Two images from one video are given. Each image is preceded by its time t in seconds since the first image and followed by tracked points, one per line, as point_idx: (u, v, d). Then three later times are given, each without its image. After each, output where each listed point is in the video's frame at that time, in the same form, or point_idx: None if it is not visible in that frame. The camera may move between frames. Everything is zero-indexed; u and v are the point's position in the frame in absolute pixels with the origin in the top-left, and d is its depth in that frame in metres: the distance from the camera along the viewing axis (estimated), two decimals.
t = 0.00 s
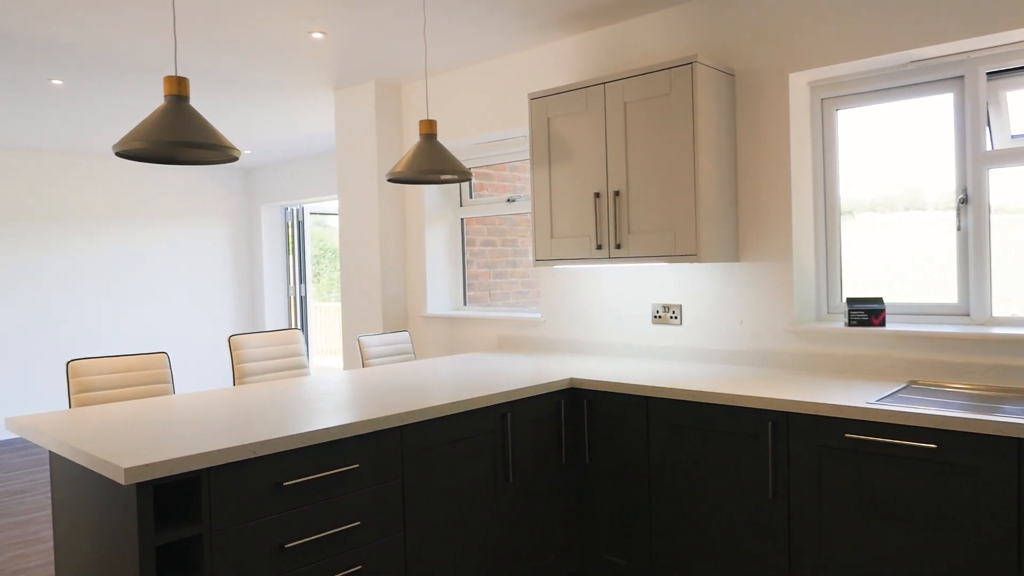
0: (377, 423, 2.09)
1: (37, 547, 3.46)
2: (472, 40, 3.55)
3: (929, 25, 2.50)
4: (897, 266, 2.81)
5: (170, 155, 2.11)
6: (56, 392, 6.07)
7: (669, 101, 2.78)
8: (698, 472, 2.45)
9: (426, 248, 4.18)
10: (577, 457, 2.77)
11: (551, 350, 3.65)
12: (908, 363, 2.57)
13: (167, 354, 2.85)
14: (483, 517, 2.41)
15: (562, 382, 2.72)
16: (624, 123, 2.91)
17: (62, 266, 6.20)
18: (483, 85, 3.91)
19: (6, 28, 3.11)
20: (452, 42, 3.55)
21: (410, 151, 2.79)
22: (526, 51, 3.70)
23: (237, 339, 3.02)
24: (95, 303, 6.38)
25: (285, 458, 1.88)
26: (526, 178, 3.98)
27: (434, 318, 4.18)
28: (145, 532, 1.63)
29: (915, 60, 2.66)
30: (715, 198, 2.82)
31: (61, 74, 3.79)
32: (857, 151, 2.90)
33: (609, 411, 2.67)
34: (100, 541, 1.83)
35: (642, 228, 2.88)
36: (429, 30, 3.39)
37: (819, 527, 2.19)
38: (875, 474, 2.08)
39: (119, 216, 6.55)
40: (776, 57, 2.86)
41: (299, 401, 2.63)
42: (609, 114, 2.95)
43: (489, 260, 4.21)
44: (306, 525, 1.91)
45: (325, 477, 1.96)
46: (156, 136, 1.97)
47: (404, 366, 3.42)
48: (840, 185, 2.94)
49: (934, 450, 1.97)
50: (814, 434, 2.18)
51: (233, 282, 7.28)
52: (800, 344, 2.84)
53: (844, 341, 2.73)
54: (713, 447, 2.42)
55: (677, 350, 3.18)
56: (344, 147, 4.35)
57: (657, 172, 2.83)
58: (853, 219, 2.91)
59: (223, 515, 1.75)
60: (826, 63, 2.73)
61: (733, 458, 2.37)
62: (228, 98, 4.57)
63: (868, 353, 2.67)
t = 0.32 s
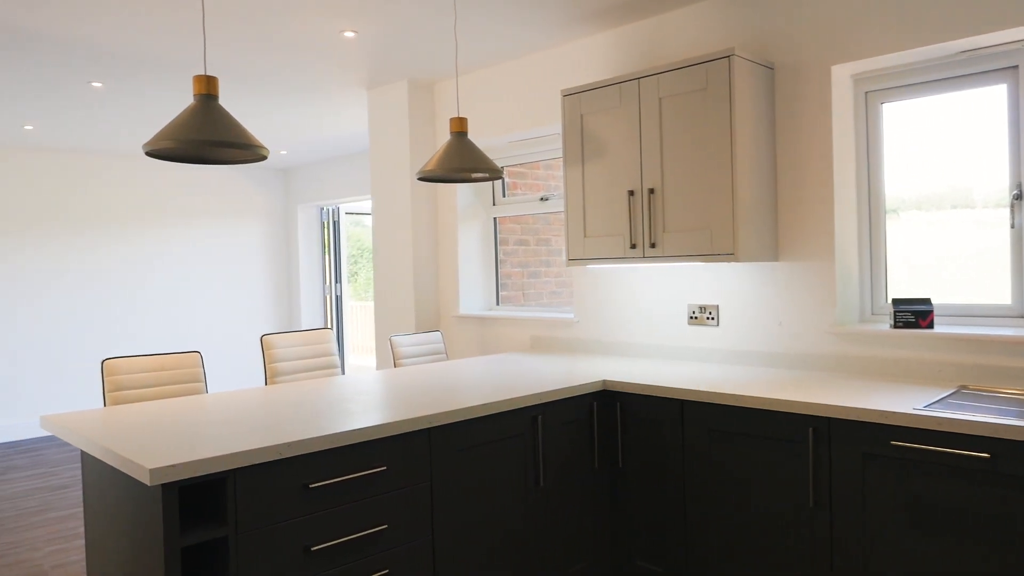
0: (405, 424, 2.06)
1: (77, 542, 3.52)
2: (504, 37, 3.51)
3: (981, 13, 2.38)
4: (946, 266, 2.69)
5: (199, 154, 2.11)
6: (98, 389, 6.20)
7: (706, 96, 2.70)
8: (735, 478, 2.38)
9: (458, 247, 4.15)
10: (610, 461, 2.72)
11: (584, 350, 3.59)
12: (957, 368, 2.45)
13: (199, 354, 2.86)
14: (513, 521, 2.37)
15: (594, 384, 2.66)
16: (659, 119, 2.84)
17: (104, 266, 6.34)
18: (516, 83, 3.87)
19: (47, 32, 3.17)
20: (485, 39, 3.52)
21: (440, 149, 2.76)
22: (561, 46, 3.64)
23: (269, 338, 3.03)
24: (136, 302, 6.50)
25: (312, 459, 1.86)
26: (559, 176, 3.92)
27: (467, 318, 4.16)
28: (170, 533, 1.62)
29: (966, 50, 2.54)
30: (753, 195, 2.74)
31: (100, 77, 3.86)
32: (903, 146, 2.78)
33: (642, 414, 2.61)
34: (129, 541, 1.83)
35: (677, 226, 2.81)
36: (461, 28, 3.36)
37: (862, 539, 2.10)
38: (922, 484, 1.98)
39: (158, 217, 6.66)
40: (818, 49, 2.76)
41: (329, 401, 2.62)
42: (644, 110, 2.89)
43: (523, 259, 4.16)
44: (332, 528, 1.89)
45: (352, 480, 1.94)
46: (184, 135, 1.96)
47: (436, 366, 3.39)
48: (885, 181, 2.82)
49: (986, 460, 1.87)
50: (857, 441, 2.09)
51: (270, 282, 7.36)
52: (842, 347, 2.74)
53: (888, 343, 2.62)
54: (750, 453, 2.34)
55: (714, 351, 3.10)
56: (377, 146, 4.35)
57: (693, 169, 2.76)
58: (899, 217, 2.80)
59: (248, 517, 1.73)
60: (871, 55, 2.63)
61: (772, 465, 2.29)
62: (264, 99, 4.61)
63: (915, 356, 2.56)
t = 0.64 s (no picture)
0: (433, 428, 2.02)
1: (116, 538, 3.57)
2: (538, 34, 3.45)
3: None
4: (1001, 266, 2.56)
5: (229, 155, 2.10)
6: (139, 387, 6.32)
7: (746, 90, 2.61)
8: (775, 487, 2.29)
9: (492, 247, 4.11)
10: (646, 467, 2.65)
11: (619, 352, 3.52)
12: (1014, 374, 2.33)
13: (233, 355, 2.87)
14: (545, 527, 2.32)
15: (629, 388, 2.60)
16: (697, 115, 2.77)
17: (145, 265, 6.46)
18: (550, 80, 3.81)
19: (86, 37, 3.22)
20: (519, 36, 3.47)
21: (472, 148, 2.72)
22: (597, 43, 3.57)
23: (302, 339, 3.03)
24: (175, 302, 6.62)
25: (339, 463, 1.83)
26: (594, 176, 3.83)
27: (500, 319, 4.12)
28: (195, 537, 1.60)
29: None
30: (795, 193, 2.64)
31: (140, 80, 3.92)
32: (955, 141, 2.65)
33: (678, 419, 2.54)
34: (159, 543, 1.83)
35: (715, 226, 2.73)
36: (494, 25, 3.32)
37: (910, 553, 2.00)
38: (975, 498, 1.88)
39: (199, 219, 6.78)
40: (864, 40, 2.65)
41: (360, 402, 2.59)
42: (681, 105, 2.81)
43: (557, 259, 4.09)
44: (359, 534, 1.86)
45: (381, 484, 1.91)
46: (213, 136, 1.95)
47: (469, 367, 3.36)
48: (935, 178, 2.70)
49: None
50: (905, 450, 1.99)
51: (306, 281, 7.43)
52: (889, 351, 2.63)
53: (939, 347, 2.50)
54: (792, 461, 2.25)
55: (754, 355, 3.01)
56: (412, 146, 4.33)
57: (732, 166, 2.67)
58: (950, 215, 2.67)
59: (276, 521, 1.71)
60: (921, 45, 2.51)
61: (814, 474, 2.20)
62: (300, 100, 4.63)
63: (967, 361, 2.43)
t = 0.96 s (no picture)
0: (461, 433, 1.98)
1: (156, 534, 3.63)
2: (572, 31, 3.39)
3: None
4: None
5: (258, 155, 2.09)
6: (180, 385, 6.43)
7: (787, 85, 2.52)
8: (817, 498, 2.20)
9: (526, 248, 4.07)
10: (683, 474, 2.57)
11: (656, 355, 3.45)
12: None
13: (266, 355, 2.87)
14: (577, 535, 2.26)
15: (665, 393, 2.53)
16: (735, 111, 2.68)
17: (186, 265, 6.58)
18: (585, 78, 3.75)
19: (124, 41, 3.26)
20: (553, 34, 3.41)
21: (504, 147, 2.67)
22: (633, 38, 3.50)
23: (334, 340, 3.03)
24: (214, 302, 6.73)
25: (366, 468, 1.80)
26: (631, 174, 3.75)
27: (534, 320, 4.07)
28: (221, 543, 1.59)
29: None
30: (838, 191, 2.54)
31: (177, 83, 3.98)
32: (1011, 135, 2.51)
33: (716, 426, 2.46)
34: (187, 546, 1.83)
35: (755, 225, 2.64)
36: (527, 23, 3.27)
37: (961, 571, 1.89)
38: None
39: (238, 220, 6.88)
40: (914, 31, 2.54)
41: (391, 405, 2.57)
42: (719, 101, 2.72)
43: (593, 259, 4.01)
44: (387, 540, 1.83)
45: (409, 491, 1.88)
46: (242, 137, 1.94)
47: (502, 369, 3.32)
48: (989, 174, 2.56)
49: None
50: (956, 462, 1.89)
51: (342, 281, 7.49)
52: (939, 355, 2.51)
53: (993, 353, 2.38)
54: (835, 471, 2.16)
55: (795, 359, 2.91)
56: (446, 146, 4.30)
57: (772, 164, 2.58)
58: (1006, 213, 2.53)
59: (303, 527, 1.69)
60: (975, 35, 2.38)
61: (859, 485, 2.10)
62: (335, 101, 4.64)
63: None
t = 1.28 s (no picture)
0: (488, 439, 1.94)
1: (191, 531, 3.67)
2: (606, 27, 3.33)
3: None
4: None
5: (285, 156, 2.07)
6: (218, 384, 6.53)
7: (828, 79, 2.43)
8: (859, 509, 2.12)
9: (559, 248, 4.02)
10: (718, 482, 2.50)
11: (691, 357, 3.37)
12: None
13: (298, 358, 2.86)
14: (607, 543, 2.21)
15: (700, 398, 2.46)
16: (774, 107, 2.59)
17: (224, 265, 6.68)
18: (620, 75, 3.68)
19: (160, 44, 3.31)
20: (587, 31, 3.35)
21: (535, 146, 2.63)
22: (669, 34, 3.42)
23: (365, 341, 3.02)
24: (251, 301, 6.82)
25: (391, 474, 1.78)
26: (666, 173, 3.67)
27: (567, 321, 4.01)
28: (243, 548, 1.57)
29: None
30: (882, 189, 2.44)
31: (212, 85, 4.03)
32: None
33: (753, 432, 2.38)
34: (212, 548, 1.82)
35: (794, 225, 2.55)
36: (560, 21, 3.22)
37: None
38: None
39: (275, 221, 6.96)
40: (965, 21, 2.42)
41: (419, 407, 2.55)
42: (757, 97, 2.64)
43: (627, 260, 3.94)
44: (412, 547, 1.80)
45: (434, 497, 1.84)
46: (267, 138, 1.92)
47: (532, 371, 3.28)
48: None
49: None
50: (1008, 475, 1.79)
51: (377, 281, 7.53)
52: (989, 361, 2.40)
53: None
54: (878, 481, 2.07)
55: (836, 363, 2.81)
56: (479, 146, 4.27)
57: (812, 160, 2.49)
58: None
59: (325, 533, 1.67)
60: None
61: (904, 496, 2.01)
62: (368, 102, 4.65)
63: None
